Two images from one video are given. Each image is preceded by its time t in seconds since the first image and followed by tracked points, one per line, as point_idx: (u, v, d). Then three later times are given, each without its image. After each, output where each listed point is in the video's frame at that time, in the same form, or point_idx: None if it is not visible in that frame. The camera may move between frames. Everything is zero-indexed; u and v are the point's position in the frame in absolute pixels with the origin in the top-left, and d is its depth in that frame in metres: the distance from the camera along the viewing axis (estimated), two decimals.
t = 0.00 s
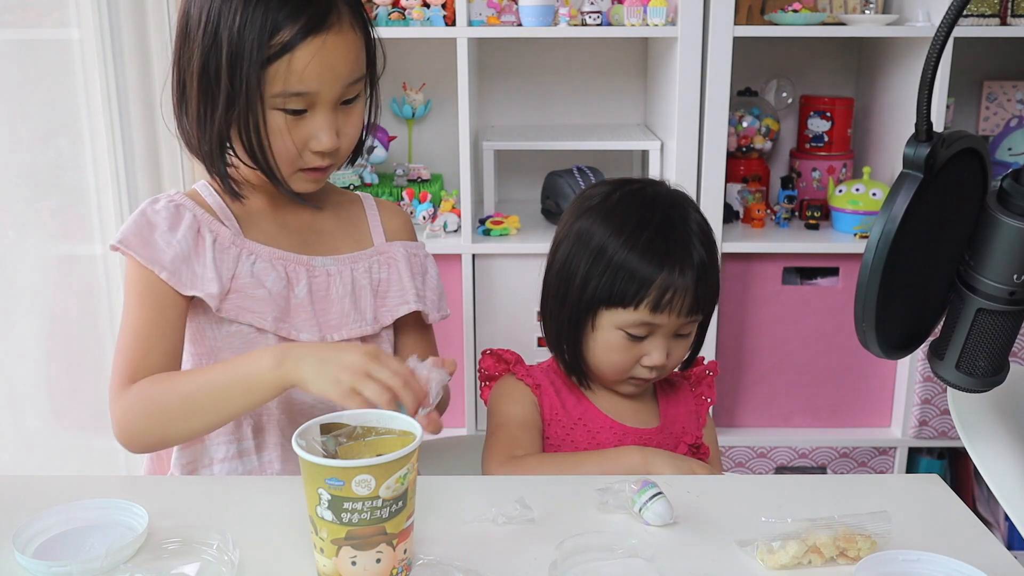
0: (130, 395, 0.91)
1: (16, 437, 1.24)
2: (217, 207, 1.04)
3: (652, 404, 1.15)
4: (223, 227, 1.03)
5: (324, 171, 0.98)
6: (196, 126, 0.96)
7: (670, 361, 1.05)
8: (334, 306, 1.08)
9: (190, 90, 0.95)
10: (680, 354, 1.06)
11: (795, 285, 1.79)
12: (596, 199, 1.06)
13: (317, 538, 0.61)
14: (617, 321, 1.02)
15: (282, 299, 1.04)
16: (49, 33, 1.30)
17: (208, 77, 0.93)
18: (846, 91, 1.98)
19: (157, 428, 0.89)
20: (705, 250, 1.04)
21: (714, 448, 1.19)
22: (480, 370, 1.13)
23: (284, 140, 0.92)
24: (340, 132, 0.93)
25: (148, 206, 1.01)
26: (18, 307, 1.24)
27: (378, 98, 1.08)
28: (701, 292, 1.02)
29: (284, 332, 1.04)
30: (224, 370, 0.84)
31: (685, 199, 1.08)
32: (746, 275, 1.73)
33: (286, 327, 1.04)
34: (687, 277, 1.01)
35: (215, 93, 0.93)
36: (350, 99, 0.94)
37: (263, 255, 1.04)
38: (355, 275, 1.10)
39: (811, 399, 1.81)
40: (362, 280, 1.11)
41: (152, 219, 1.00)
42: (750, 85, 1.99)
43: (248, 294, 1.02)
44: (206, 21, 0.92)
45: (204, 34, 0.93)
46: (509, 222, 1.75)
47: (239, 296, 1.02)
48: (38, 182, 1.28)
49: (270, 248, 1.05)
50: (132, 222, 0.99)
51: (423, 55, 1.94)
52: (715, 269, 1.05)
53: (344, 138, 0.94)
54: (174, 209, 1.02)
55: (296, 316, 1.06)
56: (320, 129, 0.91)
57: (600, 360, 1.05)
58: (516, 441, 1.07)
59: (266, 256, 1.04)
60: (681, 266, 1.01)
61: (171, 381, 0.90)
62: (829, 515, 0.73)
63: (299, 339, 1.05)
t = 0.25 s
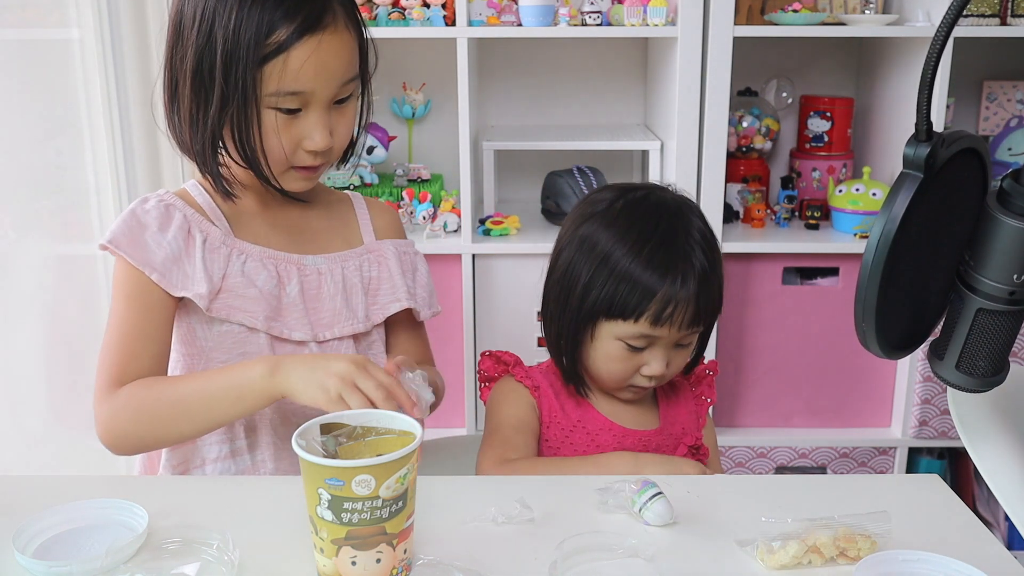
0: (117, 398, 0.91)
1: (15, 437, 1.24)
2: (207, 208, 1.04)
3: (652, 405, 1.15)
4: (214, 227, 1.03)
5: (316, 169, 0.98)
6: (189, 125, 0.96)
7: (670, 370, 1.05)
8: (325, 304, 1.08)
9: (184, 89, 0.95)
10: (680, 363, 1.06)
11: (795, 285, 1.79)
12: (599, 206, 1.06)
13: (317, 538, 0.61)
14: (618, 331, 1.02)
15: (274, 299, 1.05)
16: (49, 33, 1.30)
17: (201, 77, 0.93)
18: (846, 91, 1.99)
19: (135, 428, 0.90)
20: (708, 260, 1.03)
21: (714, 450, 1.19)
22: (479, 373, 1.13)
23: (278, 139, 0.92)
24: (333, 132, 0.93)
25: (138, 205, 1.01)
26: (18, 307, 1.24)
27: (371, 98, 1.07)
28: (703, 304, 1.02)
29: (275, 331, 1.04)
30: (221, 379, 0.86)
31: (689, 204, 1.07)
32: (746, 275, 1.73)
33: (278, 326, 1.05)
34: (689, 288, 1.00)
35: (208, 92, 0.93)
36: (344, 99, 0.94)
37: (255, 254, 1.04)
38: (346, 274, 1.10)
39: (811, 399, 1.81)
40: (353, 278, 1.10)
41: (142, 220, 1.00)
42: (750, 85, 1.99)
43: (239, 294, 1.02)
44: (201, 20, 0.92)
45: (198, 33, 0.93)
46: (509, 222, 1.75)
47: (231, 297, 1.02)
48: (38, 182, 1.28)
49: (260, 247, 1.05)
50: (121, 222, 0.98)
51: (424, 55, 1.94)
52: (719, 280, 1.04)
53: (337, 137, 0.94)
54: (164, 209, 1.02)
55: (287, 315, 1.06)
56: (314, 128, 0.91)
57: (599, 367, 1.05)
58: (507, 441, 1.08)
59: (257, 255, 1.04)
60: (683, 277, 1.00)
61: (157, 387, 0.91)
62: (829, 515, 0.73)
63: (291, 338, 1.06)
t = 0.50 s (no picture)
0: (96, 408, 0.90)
1: (15, 437, 1.24)
2: (199, 213, 1.04)
3: (653, 405, 1.15)
4: (208, 232, 1.03)
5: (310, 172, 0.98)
6: (189, 123, 0.94)
7: (671, 363, 1.04)
8: (322, 304, 1.08)
9: (183, 87, 0.94)
10: (682, 356, 1.05)
11: (795, 285, 1.79)
12: (599, 198, 1.07)
13: (317, 538, 0.61)
14: (618, 319, 1.02)
15: (271, 300, 1.05)
16: (49, 33, 1.30)
17: (204, 77, 0.92)
18: (846, 91, 1.99)
19: (113, 435, 0.89)
20: (708, 251, 1.04)
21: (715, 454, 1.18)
22: (479, 377, 1.13)
23: (277, 139, 0.92)
24: (332, 132, 0.94)
25: (128, 214, 1.00)
26: (18, 307, 1.24)
27: (366, 99, 1.08)
28: (703, 291, 1.02)
29: (274, 332, 1.05)
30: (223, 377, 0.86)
31: (689, 199, 1.08)
32: (746, 275, 1.73)
33: (277, 327, 1.05)
34: (688, 276, 1.01)
35: (211, 90, 0.92)
36: (341, 100, 0.95)
37: (251, 257, 1.04)
38: (341, 273, 1.10)
39: (811, 399, 1.81)
40: (348, 278, 1.10)
41: (134, 228, 0.99)
42: (750, 85, 1.99)
43: (237, 297, 1.03)
44: (201, 18, 0.92)
45: (199, 31, 0.92)
46: (508, 222, 1.75)
47: (230, 300, 1.02)
48: (37, 182, 1.28)
49: (257, 251, 1.05)
50: (113, 232, 0.97)
51: (424, 55, 1.94)
52: (719, 271, 1.05)
53: (335, 138, 0.95)
54: (155, 217, 1.01)
55: (285, 316, 1.06)
56: (313, 129, 0.91)
57: (600, 359, 1.05)
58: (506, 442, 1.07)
59: (253, 258, 1.04)
60: (683, 265, 1.01)
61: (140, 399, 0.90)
62: (829, 515, 0.74)
63: (290, 338, 1.06)
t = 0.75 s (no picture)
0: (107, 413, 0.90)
1: (15, 437, 1.24)
2: (198, 211, 1.04)
3: (655, 403, 1.15)
4: (207, 231, 1.03)
5: (303, 173, 0.98)
6: (178, 122, 0.95)
7: (671, 351, 1.03)
8: (321, 304, 1.08)
9: (172, 87, 0.94)
10: (681, 346, 1.05)
11: (795, 285, 1.79)
12: (592, 191, 1.07)
13: (317, 538, 0.61)
14: (615, 306, 1.02)
15: (270, 300, 1.05)
16: (49, 33, 1.30)
17: (191, 77, 0.92)
18: (846, 91, 1.99)
19: (119, 439, 0.89)
20: (702, 239, 1.04)
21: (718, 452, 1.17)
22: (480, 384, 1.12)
23: (265, 140, 0.92)
24: (323, 134, 0.93)
25: (127, 211, 1.00)
26: (17, 307, 1.24)
27: (362, 101, 1.08)
28: (698, 275, 1.02)
29: (274, 332, 1.05)
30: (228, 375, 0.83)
31: (682, 193, 1.08)
32: (746, 275, 1.73)
33: (276, 327, 1.05)
34: (682, 262, 1.01)
35: (197, 90, 0.92)
36: (333, 102, 0.94)
37: (249, 256, 1.04)
38: (340, 273, 1.10)
39: (811, 399, 1.81)
40: (346, 278, 1.11)
41: (134, 225, 0.99)
42: (750, 85, 1.99)
43: (235, 297, 1.03)
44: (190, 18, 0.92)
45: (187, 31, 0.92)
46: (508, 222, 1.75)
47: (229, 300, 1.02)
48: (37, 182, 1.28)
49: (257, 251, 1.05)
50: (113, 228, 0.97)
51: (424, 55, 1.94)
52: (713, 259, 1.05)
53: (326, 139, 0.94)
54: (154, 215, 1.01)
55: (285, 316, 1.06)
56: (302, 130, 0.91)
57: (599, 350, 1.04)
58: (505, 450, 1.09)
59: (252, 258, 1.04)
60: (676, 252, 1.01)
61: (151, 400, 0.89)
62: (829, 515, 0.74)
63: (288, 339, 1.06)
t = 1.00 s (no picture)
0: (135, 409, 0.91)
1: (16, 437, 1.24)
2: (202, 211, 1.04)
3: (657, 399, 1.14)
4: (210, 230, 1.03)
5: (299, 171, 0.98)
6: (171, 118, 0.96)
7: (667, 345, 1.04)
8: (323, 306, 1.08)
9: (167, 83, 0.95)
10: (678, 340, 1.05)
11: (795, 285, 1.79)
12: (588, 186, 1.08)
13: (317, 538, 0.61)
14: (610, 300, 1.02)
15: (271, 301, 1.05)
16: (49, 33, 1.30)
17: (181, 73, 0.93)
18: (846, 91, 1.98)
19: (142, 436, 0.89)
20: (696, 234, 1.04)
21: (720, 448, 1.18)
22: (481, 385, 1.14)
23: (253, 137, 0.92)
24: (314, 133, 0.93)
25: (131, 209, 1.01)
26: (18, 307, 1.24)
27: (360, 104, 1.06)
28: (692, 268, 1.02)
29: (274, 333, 1.05)
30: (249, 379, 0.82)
31: (678, 190, 1.08)
32: (746, 275, 1.73)
33: (276, 328, 1.05)
34: (675, 255, 1.01)
35: (186, 85, 0.93)
36: (326, 101, 0.93)
37: (252, 258, 1.04)
38: (343, 276, 1.10)
39: (811, 399, 1.81)
40: (350, 280, 1.10)
41: (137, 223, 1.00)
42: (750, 85, 1.98)
43: (236, 297, 1.03)
44: (184, 15, 0.93)
45: (180, 28, 0.93)
46: (508, 222, 1.75)
47: (230, 301, 1.02)
48: (38, 182, 1.28)
49: (258, 251, 1.05)
50: (116, 227, 0.99)
51: (424, 55, 1.94)
52: (708, 254, 1.05)
53: (319, 139, 0.94)
54: (158, 213, 1.02)
55: (286, 317, 1.06)
56: (292, 128, 0.91)
57: (596, 344, 1.05)
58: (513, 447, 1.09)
59: (254, 259, 1.04)
60: (668, 245, 1.01)
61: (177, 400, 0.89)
62: (829, 515, 0.74)
63: (289, 340, 1.05)
